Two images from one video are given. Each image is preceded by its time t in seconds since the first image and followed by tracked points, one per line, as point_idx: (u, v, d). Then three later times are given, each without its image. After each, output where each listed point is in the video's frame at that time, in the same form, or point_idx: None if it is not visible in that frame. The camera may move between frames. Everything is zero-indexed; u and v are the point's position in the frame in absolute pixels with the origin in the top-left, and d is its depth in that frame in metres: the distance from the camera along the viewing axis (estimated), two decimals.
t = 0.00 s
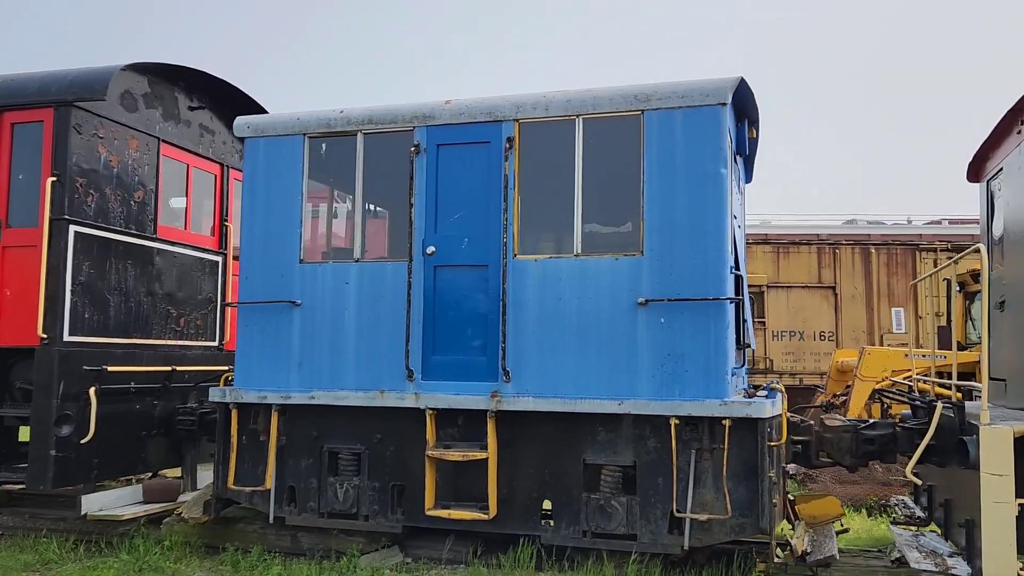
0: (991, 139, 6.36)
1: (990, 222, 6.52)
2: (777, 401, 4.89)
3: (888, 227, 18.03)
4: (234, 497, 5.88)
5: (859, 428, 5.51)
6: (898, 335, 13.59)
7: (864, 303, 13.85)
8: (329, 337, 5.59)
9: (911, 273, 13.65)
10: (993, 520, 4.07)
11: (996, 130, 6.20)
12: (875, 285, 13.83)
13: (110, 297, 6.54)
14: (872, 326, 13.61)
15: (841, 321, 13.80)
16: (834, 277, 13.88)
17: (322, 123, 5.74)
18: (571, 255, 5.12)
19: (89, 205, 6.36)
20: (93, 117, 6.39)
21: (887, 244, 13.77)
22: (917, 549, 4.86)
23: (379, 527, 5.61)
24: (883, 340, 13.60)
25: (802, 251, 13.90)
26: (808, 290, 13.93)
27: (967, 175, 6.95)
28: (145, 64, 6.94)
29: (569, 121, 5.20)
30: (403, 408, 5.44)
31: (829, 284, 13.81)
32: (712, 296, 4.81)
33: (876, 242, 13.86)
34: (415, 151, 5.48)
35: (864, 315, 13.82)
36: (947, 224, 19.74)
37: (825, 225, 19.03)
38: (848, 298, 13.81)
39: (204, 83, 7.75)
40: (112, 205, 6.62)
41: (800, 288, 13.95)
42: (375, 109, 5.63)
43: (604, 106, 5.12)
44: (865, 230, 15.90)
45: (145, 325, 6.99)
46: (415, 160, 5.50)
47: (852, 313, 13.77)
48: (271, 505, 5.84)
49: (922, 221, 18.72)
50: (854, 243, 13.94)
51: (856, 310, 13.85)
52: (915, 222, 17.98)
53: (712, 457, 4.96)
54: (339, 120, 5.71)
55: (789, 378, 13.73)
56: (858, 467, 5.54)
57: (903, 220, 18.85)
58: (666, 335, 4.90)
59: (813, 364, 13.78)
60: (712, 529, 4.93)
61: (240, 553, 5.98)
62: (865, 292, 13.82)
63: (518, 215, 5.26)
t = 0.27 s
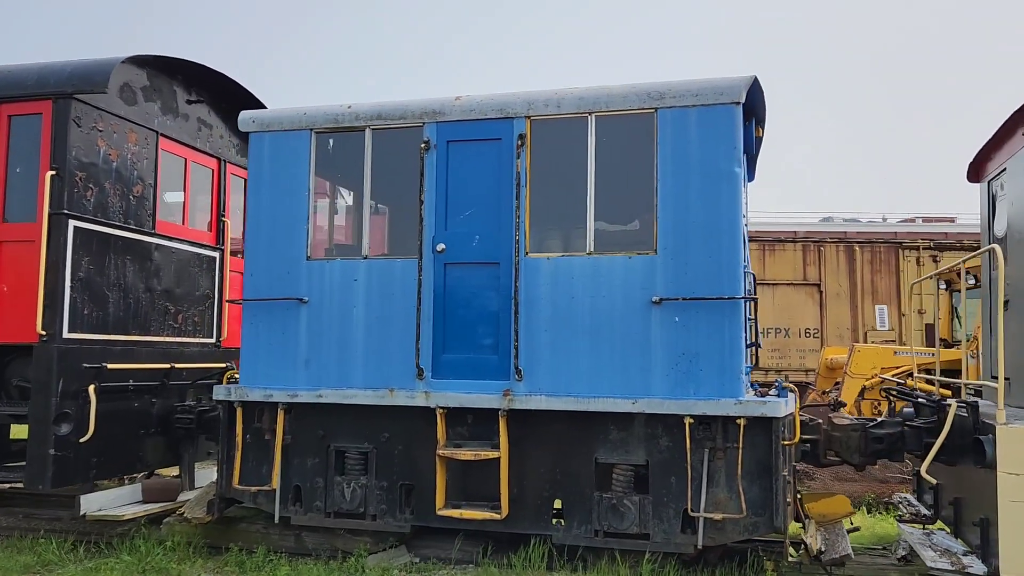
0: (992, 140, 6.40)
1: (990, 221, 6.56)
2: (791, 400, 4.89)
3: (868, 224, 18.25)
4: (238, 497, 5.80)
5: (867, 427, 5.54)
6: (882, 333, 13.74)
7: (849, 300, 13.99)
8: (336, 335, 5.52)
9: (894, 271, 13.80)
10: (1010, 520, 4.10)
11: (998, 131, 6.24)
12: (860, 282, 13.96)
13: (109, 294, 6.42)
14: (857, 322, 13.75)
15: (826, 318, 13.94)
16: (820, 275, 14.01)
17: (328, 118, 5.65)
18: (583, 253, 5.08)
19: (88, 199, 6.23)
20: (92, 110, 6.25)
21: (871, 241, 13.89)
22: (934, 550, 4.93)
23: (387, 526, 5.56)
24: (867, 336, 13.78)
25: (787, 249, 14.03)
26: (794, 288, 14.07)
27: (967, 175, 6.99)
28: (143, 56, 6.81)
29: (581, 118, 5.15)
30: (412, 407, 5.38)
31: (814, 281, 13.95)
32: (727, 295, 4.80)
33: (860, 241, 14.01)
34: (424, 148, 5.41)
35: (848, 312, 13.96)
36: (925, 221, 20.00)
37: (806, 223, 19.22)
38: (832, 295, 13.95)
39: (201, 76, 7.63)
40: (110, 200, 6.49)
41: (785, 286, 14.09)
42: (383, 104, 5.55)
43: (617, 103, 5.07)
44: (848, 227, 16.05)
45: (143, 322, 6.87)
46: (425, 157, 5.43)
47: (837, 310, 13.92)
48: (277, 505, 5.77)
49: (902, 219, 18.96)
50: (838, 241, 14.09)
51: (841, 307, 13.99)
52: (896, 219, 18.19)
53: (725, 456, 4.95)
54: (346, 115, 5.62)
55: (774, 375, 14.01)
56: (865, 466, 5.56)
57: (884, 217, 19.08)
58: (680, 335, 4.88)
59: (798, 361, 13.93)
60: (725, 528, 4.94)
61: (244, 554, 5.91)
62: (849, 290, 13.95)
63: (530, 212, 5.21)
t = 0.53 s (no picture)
0: (996, 141, 6.51)
1: (994, 222, 6.66)
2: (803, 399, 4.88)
3: (851, 226, 18.45)
4: (240, 498, 5.72)
5: (875, 426, 5.54)
6: (870, 334, 13.87)
7: (836, 301, 14.12)
8: (343, 334, 5.46)
9: (881, 273, 13.93)
10: None
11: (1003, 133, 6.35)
12: (847, 284, 14.09)
13: (107, 292, 6.31)
14: (844, 323, 13.87)
15: (814, 319, 14.06)
16: (808, 276, 14.13)
17: (335, 114, 5.60)
18: (595, 251, 5.06)
19: (87, 195, 6.12)
20: (91, 104, 6.15)
21: (859, 243, 14.01)
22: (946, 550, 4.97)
23: (393, 527, 5.50)
24: (855, 337, 13.89)
25: (776, 250, 14.15)
26: (782, 289, 14.17)
27: (969, 175, 7.11)
28: (142, 50, 6.71)
29: (593, 115, 5.14)
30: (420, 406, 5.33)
31: (803, 282, 14.06)
32: (740, 293, 4.80)
33: (848, 242, 14.16)
34: (433, 145, 5.38)
35: (836, 313, 14.09)
36: (907, 224, 20.27)
37: (791, 226, 19.38)
38: (820, 296, 14.06)
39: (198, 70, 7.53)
40: (109, 197, 6.38)
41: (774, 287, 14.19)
42: (392, 100, 5.50)
43: (630, 101, 5.07)
44: (835, 229, 16.22)
45: (141, 321, 6.77)
46: (434, 154, 5.39)
47: (825, 311, 14.04)
48: (280, 506, 5.69)
49: (884, 222, 19.18)
50: (826, 242, 14.21)
51: (828, 306, 14.08)
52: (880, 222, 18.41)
53: (737, 456, 4.93)
54: (353, 111, 5.56)
55: (763, 375, 14.28)
56: (873, 466, 5.57)
57: (867, 220, 19.29)
58: (693, 334, 4.87)
59: (787, 361, 14.02)
60: (737, 528, 4.91)
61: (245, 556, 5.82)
62: (837, 291, 14.08)
63: (540, 210, 5.19)
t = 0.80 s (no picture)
0: (996, 144, 6.57)
1: (992, 224, 6.72)
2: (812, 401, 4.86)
3: (834, 228, 18.61)
4: (239, 503, 5.61)
5: (880, 428, 5.53)
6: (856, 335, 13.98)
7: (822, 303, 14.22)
8: (345, 336, 5.37)
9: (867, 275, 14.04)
10: None
11: (1003, 136, 6.40)
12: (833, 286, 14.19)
13: (100, 293, 6.17)
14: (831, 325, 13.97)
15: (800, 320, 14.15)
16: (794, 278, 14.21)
17: (337, 112, 5.50)
18: (603, 252, 5.01)
19: (80, 194, 5.98)
20: (84, 101, 6.01)
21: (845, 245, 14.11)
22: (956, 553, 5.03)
23: (396, 532, 5.41)
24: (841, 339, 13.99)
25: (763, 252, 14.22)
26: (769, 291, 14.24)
27: (967, 177, 7.17)
28: (135, 46, 6.57)
29: (600, 115, 5.09)
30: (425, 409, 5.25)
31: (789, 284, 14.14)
32: (750, 295, 4.77)
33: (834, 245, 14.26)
34: (438, 143, 5.30)
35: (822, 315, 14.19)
36: (885, 226, 20.63)
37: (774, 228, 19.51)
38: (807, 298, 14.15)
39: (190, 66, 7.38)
40: (103, 196, 6.25)
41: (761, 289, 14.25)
42: (395, 98, 5.42)
43: (638, 100, 5.02)
44: (819, 231, 16.33)
45: (134, 323, 6.63)
46: (439, 153, 5.32)
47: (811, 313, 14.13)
48: (280, 511, 5.59)
49: (865, 224, 19.38)
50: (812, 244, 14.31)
51: (811, 308, 15.17)
52: (859, 222, 18.66)
53: (746, 458, 4.90)
54: (355, 109, 5.47)
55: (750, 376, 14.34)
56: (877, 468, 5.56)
57: (849, 221, 19.46)
58: (702, 335, 4.83)
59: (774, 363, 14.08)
60: (745, 531, 4.88)
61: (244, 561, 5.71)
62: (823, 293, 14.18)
63: (547, 210, 5.13)
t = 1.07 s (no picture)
0: (994, 148, 6.62)
1: (990, 227, 6.77)
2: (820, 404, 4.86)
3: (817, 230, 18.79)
4: (237, 508, 5.52)
5: (882, 431, 5.55)
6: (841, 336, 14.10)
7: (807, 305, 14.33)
8: (348, 338, 5.29)
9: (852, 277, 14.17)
10: None
11: (1001, 140, 6.45)
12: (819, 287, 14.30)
13: (93, 293, 6.04)
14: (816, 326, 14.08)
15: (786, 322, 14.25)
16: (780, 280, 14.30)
17: (339, 111, 5.41)
18: (610, 254, 4.98)
19: (73, 192, 5.85)
20: (77, 97, 5.87)
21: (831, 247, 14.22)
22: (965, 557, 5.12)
23: (397, 536, 5.33)
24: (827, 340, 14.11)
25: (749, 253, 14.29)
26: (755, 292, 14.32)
27: (964, 181, 7.23)
28: (129, 42, 6.42)
29: (607, 116, 5.06)
30: (428, 412, 5.18)
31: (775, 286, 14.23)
32: (758, 297, 4.76)
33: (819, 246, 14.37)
34: (442, 143, 5.24)
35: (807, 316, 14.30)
36: (862, 228, 21.03)
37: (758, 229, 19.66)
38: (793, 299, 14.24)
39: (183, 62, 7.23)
40: (96, 194, 6.11)
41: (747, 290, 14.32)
42: (398, 97, 5.34)
43: (645, 102, 4.99)
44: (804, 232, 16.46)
45: (127, 325, 6.50)
46: (444, 153, 5.25)
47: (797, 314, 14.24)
48: (279, 515, 5.50)
49: (846, 225, 19.60)
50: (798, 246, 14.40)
51: (795, 308, 15.73)
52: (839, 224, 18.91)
53: (753, 461, 4.88)
54: (357, 108, 5.39)
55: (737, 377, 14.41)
56: (880, 470, 5.58)
57: (831, 223, 19.66)
58: (710, 338, 4.82)
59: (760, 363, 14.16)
60: (752, 534, 4.86)
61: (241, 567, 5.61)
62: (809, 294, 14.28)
63: (553, 212, 5.09)
